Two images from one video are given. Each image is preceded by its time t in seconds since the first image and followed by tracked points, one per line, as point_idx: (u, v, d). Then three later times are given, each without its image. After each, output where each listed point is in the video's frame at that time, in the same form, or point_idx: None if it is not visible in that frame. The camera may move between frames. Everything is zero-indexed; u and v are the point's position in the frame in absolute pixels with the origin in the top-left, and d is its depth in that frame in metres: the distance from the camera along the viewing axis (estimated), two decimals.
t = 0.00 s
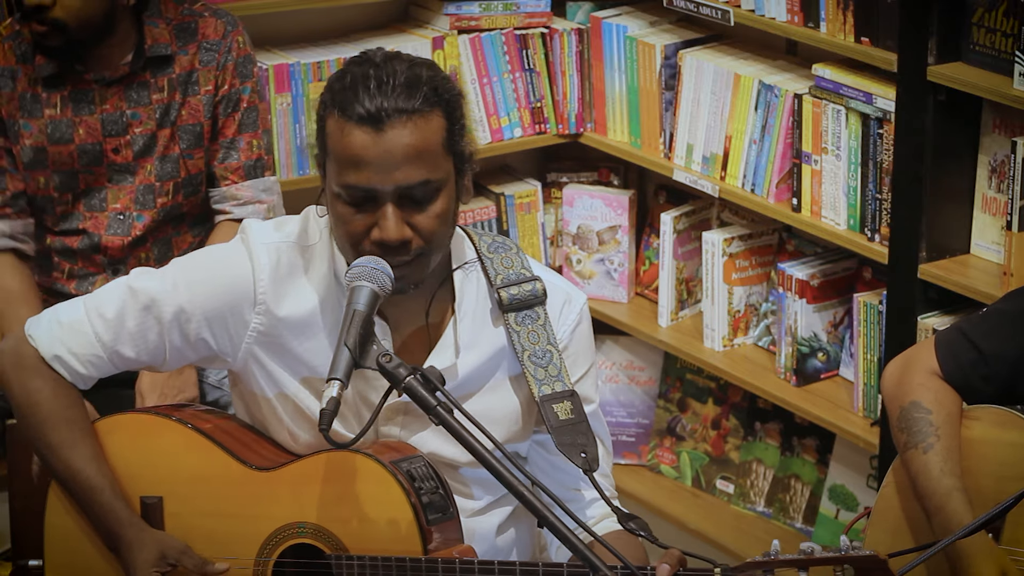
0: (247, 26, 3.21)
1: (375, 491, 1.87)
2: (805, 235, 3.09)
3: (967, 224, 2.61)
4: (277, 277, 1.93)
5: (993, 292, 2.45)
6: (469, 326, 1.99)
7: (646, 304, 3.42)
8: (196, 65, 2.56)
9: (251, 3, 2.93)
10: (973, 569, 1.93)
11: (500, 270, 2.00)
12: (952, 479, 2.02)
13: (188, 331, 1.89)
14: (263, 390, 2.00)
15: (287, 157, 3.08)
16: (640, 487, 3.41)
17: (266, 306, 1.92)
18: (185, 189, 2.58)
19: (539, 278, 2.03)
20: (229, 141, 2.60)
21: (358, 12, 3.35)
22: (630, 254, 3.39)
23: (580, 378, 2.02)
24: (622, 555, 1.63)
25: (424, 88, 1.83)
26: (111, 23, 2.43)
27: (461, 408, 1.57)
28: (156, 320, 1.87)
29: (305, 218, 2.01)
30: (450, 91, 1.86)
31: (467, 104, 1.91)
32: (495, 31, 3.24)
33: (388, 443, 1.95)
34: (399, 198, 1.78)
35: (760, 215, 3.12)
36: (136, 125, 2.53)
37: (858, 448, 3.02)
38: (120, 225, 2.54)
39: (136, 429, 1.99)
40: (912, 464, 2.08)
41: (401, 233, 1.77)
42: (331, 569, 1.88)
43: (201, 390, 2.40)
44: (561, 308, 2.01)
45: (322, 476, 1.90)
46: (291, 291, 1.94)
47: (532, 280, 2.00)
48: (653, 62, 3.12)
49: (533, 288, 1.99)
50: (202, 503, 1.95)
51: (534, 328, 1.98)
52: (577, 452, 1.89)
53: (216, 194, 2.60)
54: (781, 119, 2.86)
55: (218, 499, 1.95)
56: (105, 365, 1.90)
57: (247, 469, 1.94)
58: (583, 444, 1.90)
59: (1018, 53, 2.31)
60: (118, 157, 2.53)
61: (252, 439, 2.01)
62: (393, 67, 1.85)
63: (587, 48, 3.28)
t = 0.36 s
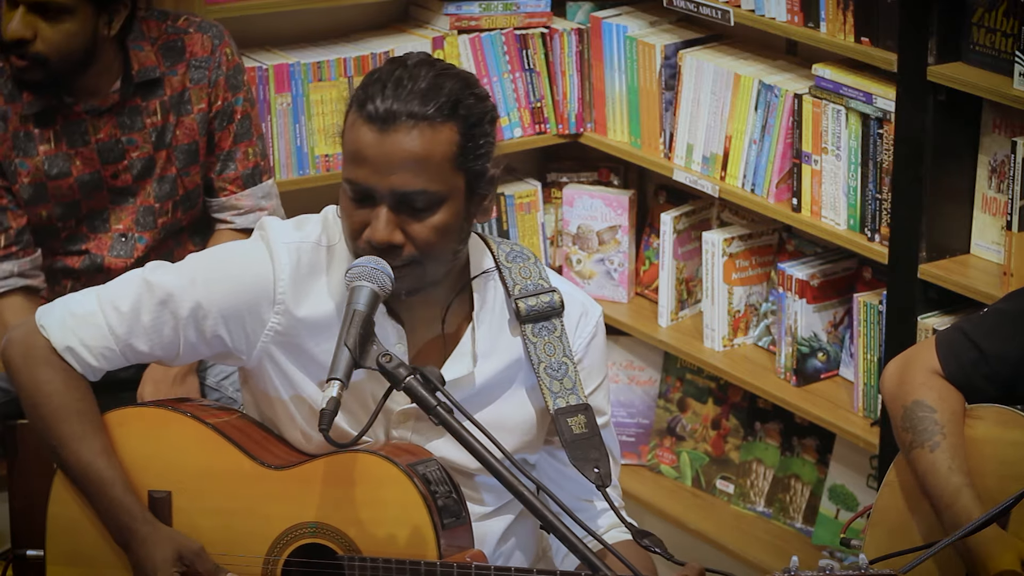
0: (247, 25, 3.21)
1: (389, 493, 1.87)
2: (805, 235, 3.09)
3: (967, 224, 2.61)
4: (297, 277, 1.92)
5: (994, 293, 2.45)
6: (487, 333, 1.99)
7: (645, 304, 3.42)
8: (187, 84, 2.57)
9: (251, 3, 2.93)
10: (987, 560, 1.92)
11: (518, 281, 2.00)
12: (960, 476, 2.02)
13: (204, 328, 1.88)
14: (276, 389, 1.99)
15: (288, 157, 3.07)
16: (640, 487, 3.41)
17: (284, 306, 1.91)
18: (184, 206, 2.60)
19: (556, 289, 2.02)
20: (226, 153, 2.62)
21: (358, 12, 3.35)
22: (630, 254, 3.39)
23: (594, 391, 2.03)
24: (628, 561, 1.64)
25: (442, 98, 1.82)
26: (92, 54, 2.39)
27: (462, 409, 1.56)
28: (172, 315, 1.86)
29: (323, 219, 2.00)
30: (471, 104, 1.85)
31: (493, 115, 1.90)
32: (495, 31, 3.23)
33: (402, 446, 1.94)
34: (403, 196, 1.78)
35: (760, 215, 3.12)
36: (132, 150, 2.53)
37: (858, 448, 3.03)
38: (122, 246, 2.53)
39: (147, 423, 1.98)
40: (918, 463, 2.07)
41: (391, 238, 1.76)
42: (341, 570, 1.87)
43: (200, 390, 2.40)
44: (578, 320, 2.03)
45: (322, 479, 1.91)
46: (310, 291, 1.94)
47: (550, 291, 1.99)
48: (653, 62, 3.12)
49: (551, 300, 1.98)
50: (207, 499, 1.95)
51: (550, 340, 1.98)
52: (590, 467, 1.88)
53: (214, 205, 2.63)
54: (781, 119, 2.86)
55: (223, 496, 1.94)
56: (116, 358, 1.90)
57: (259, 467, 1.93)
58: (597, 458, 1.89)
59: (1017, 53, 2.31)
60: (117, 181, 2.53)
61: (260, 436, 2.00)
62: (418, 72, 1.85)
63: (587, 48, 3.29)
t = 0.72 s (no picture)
0: (247, 26, 3.21)
1: (393, 495, 1.87)
2: (805, 235, 3.09)
3: (967, 224, 2.61)
4: (302, 277, 1.92)
5: (994, 292, 2.45)
6: (492, 334, 1.99)
7: (645, 304, 3.42)
8: (180, 97, 2.49)
9: (251, 3, 2.93)
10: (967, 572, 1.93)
11: (524, 283, 2.00)
12: (950, 486, 2.03)
13: (209, 328, 1.88)
14: (281, 389, 1.99)
15: (287, 157, 3.07)
16: (640, 487, 3.41)
17: (290, 306, 1.92)
18: (185, 215, 2.55)
19: (562, 291, 2.02)
20: (222, 161, 2.56)
21: (358, 12, 3.35)
22: (630, 254, 3.39)
23: (598, 392, 2.03)
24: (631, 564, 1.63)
25: (455, 95, 1.83)
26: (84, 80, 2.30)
27: (462, 409, 1.56)
28: (177, 316, 1.86)
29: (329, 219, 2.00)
30: (483, 100, 1.86)
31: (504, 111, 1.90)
32: (495, 31, 3.23)
33: (406, 447, 1.94)
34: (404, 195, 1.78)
35: (760, 215, 3.12)
36: (132, 168, 2.48)
37: (858, 448, 3.03)
38: (125, 256, 2.51)
39: (151, 421, 1.99)
40: (910, 469, 2.08)
41: (406, 236, 1.77)
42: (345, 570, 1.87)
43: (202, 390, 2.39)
44: (582, 322, 2.02)
45: (321, 479, 1.91)
46: (316, 291, 1.94)
47: (555, 293, 2.00)
48: (653, 62, 3.12)
49: (556, 301, 1.98)
50: (209, 498, 1.95)
51: (555, 341, 1.98)
52: (595, 468, 1.89)
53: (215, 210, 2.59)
54: (781, 119, 2.86)
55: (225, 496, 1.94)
56: (121, 359, 1.90)
57: (266, 468, 1.93)
58: (602, 460, 1.90)
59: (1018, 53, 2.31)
60: (118, 197, 2.49)
61: (264, 436, 2.01)
62: (429, 68, 1.85)
63: (587, 48, 3.29)
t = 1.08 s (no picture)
0: (247, 26, 3.21)
1: (384, 491, 1.87)
2: (805, 235, 3.09)
3: (967, 224, 2.61)
4: (293, 274, 1.93)
5: (994, 292, 2.45)
6: (482, 327, 1.99)
7: (645, 304, 3.42)
8: (186, 89, 2.51)
9: (251, 3, 2.93)
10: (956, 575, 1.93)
11: (514, 274, 2.00)
12: (942, 491, 2.03)
13: (202, 329, 1.88)
14: (274, 388, 1.99)
15: (288, 157, 3.07)
16: (641, 487, 3.41)
17: (281, 303, 1.92)
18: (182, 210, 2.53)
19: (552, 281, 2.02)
20: (229, 160, 2.57)
21: (358, 12, 3.35)
22: (630, 254, 3.39)
23: (591, 382, 2.02)
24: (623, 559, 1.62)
25: (444, 87, 1.83)
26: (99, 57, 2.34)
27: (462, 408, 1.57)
28: (170, 319, 1.85)
29: (317, 216, 2.01)
30: (472, 91, 1.86)
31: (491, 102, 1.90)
32: (495, 31, 3.23)
33: (398, 443, 1.95)
34: (404, 195, 1.78)
35: (760, 215, 3.12)
36: (128, 151, 2.46)
37: (858, 448, 3.03)
38: (116, 246, 2.47)
39: (141, 427, 1.97)
40: (904, 473, 2.08)
41: (403, 229, 1.77)
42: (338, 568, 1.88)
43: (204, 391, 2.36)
44: (573, 313, 2.02)
45: (322, 478, 1.91)
46: (307, 287, 1.94)
47: (545, 283, 2.00)
48: (653, 62, 3.12)
49: (546, 291, 1.98)
50: (210, 500, 1.94)
51: (546, 331, 1.97)
52: (589, 456, 1.89)
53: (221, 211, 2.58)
54: (781, 119, 2.86)
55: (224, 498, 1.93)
56: (116, 367, 1.89)
57: (257, 469, 1.93)
58: (595, 448, 1.90)
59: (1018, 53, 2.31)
60: (110, 182, 2.47)
61: (256, 437, 2.00)
62: (416, 60, 1.85)
63: (587, 48, 3.29)
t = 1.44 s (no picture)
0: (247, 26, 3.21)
1: (375, 490, 1.88)
2: (805, 235, 3.09)
3: (966, 225, 2.60)
4: (272, 272, 1.94)
5: (993, 293, 2.45)
6: (463, 321, 1.99)
7: (646, 304, 3.42)
8: (197, 74, 2.49)
9: (251, 3, 2.93)
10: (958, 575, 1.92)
11: (495, 266, 2.00)
12: (946, 492, 2.02)
13: (185, 330, 1.90)
14: (259, 387, 2.00)
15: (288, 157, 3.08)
16: (641, 487, 3.41)
17: (262, 301, 1.93)
18: (183, 196, 2.50)
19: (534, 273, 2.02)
20: (246, 153, 2.51)
21: (358, 12, 3.35)
22: (630, 254, 3.39)
23: (575, 374, 2.02)
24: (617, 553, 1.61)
25: (417, 76, 1.83)
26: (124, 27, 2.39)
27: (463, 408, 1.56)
28: (153, 321, 1.88)
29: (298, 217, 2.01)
30: (444, 79, 1.87)
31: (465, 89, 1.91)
32: (495, 31, 3.23)
33: (390, 443, 1.96)
34: (402, 193, 1.79)
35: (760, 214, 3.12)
36: (131, 128, 2.47)
37: (859, 448, 3.03)
38: (112, 227, 2.48)
39: (133, 433, 1.98)
40: (906, 473, 2.07)
41: (385, 219, 1.77)
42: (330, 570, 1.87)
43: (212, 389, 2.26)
44: (555, 305, 2.02)
45: (322, 478, 1.90)
46: (287, 286, 1.95)
47: (527, 275, 2.00)
48: (653, 62, 3.12)
49: (528, 283, 1.98)
50: (209, 501, 1.94)
51: (529, 323, 1.97)
52: (574, 445, 1.89)
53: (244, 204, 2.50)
54: (781, 119, 2.86)
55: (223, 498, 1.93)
56: (102, 372, 1.90)
57: (247, 471, 1.93)
58: (580, 437, 1.90)
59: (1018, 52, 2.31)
60: (110, 158, 2.47)
61: (245, 438, 2.00)
62: (387, 51, 1.86)
63: (587, 48, 3.28)
